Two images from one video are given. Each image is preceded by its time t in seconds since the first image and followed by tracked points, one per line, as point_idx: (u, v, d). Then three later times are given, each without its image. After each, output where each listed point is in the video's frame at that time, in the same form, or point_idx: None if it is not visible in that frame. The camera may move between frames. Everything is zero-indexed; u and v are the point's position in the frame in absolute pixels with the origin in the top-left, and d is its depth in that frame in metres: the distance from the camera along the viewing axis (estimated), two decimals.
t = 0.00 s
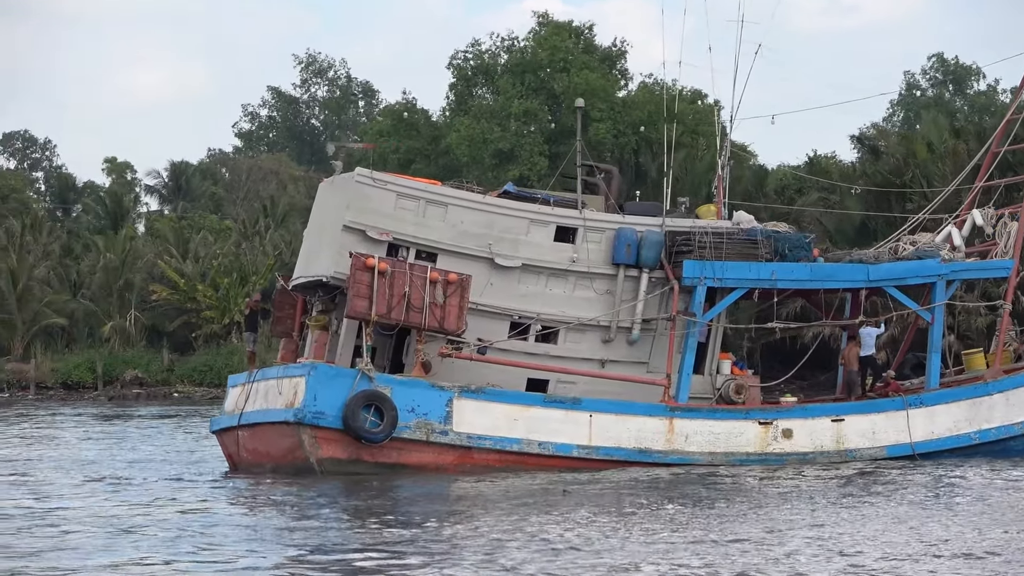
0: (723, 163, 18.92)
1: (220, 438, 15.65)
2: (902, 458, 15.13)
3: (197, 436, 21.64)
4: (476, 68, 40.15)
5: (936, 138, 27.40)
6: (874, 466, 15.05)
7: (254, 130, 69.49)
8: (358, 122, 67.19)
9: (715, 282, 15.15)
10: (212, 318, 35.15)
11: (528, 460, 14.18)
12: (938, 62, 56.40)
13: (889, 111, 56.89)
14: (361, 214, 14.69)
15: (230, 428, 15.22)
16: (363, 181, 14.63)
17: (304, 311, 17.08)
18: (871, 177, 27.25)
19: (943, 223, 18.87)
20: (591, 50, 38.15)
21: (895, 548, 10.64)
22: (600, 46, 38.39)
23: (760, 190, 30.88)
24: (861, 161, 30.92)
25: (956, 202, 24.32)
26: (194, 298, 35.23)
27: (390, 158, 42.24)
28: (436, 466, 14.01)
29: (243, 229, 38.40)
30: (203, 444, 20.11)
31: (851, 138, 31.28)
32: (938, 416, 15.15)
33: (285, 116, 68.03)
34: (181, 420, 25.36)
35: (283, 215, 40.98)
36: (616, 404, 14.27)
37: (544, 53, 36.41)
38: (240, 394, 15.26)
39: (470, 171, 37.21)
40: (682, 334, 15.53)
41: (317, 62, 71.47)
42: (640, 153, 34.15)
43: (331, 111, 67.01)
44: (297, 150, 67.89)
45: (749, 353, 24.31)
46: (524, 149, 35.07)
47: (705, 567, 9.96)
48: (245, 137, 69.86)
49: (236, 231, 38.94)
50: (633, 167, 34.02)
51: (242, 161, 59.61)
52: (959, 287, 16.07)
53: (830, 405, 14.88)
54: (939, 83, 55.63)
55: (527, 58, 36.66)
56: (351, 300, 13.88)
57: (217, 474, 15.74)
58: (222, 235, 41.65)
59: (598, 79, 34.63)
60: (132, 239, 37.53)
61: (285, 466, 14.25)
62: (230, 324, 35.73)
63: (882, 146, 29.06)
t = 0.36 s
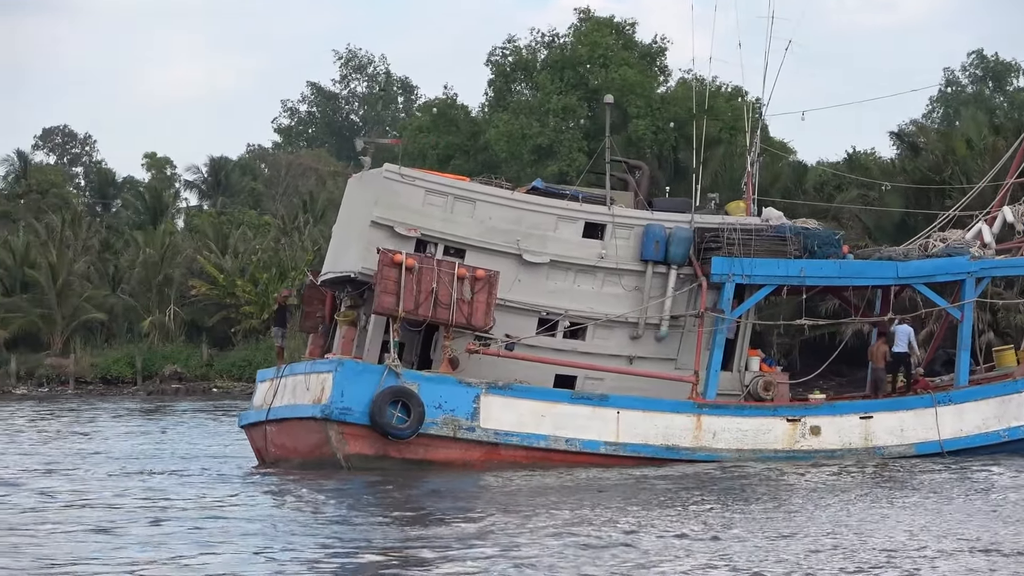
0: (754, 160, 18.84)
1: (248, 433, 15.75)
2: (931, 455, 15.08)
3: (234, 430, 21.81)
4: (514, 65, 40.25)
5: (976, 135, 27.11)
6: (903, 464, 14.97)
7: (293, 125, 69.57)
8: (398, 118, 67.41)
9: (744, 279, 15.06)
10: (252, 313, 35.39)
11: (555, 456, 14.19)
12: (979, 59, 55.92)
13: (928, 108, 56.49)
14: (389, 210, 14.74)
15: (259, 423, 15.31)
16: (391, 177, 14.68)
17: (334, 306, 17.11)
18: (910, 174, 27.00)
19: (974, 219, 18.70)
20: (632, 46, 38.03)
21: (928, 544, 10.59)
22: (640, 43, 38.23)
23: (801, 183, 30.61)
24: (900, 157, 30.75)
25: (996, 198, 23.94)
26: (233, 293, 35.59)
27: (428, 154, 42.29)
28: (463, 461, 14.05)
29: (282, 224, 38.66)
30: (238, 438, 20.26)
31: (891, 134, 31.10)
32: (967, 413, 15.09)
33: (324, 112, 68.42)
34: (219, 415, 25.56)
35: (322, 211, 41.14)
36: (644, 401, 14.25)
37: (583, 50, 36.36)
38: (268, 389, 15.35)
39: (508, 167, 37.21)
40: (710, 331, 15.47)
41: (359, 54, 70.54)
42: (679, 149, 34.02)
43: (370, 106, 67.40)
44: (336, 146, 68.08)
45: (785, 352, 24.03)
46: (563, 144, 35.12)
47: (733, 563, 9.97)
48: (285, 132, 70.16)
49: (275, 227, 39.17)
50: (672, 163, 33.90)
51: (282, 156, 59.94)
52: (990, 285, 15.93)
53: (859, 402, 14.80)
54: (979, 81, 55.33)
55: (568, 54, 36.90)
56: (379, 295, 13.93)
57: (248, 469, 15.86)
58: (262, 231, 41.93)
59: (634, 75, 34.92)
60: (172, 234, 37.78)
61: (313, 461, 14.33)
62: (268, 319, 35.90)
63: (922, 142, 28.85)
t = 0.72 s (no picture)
0: (777, 153, 18.78)
1: (271, 427, 15.84)
2: (954, 450, 15.03)
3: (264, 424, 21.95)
4: (547, 59, 40.30)
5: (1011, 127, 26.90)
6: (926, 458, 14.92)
7: (326, 119, 69.15)
8: (431, 112, 66.84)
9: (767, 273, 15.02)
10: (286, 308, 35.49)
11: (577, 451, 14.20)
12: (1012, 51, 55.55)
13: (963, 100, 56.06)
14: (412, 203, 14.79)
15: (281, 417, 15.39)
16: (413, 171, 14.72)
17: (356, 300, 17.20)
18: (944, 167, 26.77)
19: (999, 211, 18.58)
20: (666, 40, 37.88)
21: (954, 538, 10.58)
22: (674, 36, 38.09)
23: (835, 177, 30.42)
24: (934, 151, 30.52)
25: None
26: (267, 287, 35.72)
27: (460, 148, 42.30)
28: (484, 456, 14.08)
29: (315, 218, 38.80)
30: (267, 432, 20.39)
31: (926, 128, 30.84)
32: (990, 408, 15.05)
33: (358, 106, 67.84)
34: (251, 409, 25.71)
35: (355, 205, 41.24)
36: (666, 395, 14.24)
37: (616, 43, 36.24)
38: (291, 382, 15.43)
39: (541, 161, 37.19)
40: (732, 326, 15.43)
41: (393, 47, 69.78)
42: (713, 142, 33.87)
43: (404, 100, 66.67)
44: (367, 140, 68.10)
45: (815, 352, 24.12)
46: (596, 138, 35.07)
47: (756, 556, 9.99)
48: (318, 126, 70.15)
49: (308, 220, 39.31)
50: (707, 157, 33.75)
51: (314, 150, 60.14)
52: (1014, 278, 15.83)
53: (882, 397, 14.75)
54: (1011, 74, 55.06)
55: (601, 47, 36.54)
56: (400, 290, 13.97)
57: (273, 463, 15.96)
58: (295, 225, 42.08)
59: (666, 71, 34.94)
60: (205, 228, 38.04)
61: (335, 455, 14.40)
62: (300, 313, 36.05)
63: (955, 136, 28.58)
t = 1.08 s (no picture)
0: (797, 148, 18.70)
1: (292, 422, 15.93)
2: (974, 446, 14.99)
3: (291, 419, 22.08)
4: (576, 54, 40.52)
5: None
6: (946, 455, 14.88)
7: (357, 115, 68.78)
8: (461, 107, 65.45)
9: (786, 268, 14.94)
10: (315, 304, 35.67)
11: (595, 446, 14.21)
12: None
13: (993, 95, 56.06)
14: (432, 199, 14.82)
15: (301, 412, 15.47)
16: (433, 167, 14.75)
17: (376, 296, 17.27)
18: (975, 162, 26.52)
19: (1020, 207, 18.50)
20: (696, 35, 37.82)
21: (975, 533, 10.56)
22: (704, 32, 38.02)
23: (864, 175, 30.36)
24: (965, 146, 30.35)
25: None
26: (298, 282, 35.87)
27: (489, 144, 42.33)
28: (503, 452, 14.12)
29: (345, 215, 38.95)
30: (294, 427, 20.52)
31: (957, 123, 30.66)
32: (1010, 404, 15.01)
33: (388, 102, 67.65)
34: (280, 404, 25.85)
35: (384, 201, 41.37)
36: (685, 391, 14.24)
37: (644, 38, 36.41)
38: (311, 378, 15.51)
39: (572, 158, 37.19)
40: (752, 321, 15.39)
41: (424, 44, 68.78)
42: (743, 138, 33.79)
43: (434, 96, 65.36)
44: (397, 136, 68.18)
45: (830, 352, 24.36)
46: (626, 134, 35.08)
47: (776, 552, 9.99)
48: (349, 121, 69.60)
49: (337, 216, 39.49)
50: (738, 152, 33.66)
51: (344, 147, 60.35)
52: None
53: (903, 393, 14.70)
54: None
55: (631, 42, 36.65)
56: (419, 286, 14.01)
57: (295, 458, 16.05)
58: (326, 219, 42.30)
59: (698, 65, 34.26)
60: (236, 225, 38.30)
61: (354, 451, 14.47)
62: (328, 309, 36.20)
63: (986, 130, 28.41)
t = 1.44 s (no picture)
0: (808, 143, 18.65)
1: (301, 419, 15.95)
2: (983, 441, 14.98)
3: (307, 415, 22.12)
4: (595, 49, 40.73)
5: None
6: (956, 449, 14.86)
7: (376, 111, 68.29)
8: (479, 103, 64.54)
9: (795, 263, 14.92)
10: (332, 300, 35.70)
11: (604, 442, 14.21)
12: None
13: (1012, 88, 56.11)
14: (440, 195, 14.82)
15: (311, 409, 15.50)
16: (442, 163, 14.75)
17: (386, 292, 17.25)
18: (994, 156, 26.55)
19: None
20: (715, 31, 37.79)
21: (988, 529, 10.53)
22: (723, 27, 37.99)
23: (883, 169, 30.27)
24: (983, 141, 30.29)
25: None
26: (317, 278, 35.91)
27: (508, 140, 42.31)
28: (511, 447, 14.13)
29: (363, 210, 38.98)
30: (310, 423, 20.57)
31: (975, 117, 30.71)
32: (1020, 399, 15.04)
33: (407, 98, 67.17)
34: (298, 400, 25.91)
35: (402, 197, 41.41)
36: (694, 387, 14.22)
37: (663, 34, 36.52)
38: (320, 375, 15.54)
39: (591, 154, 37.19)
40: (761, 316, 15.36)
41: (442, 41, 68.43)
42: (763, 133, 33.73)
43: (453, 93, 64.91)
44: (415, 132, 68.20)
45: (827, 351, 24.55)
46: (645, 129, 35.06)
47: (786, 545, 10.03)
48: (367, 117, 69.59)
49: (356, 212, 39.55)
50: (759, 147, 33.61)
51: (362, 143, 60.40)
52: None
53: (913, 387, 14.68)
54: None
55: (650, 37, 36.71)
56: (427, 282, 14.02)
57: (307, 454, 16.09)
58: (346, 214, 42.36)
59: (718, 60, 34.07)
60: (255, 222, 38.43)
61: (363, 447, 14.50)
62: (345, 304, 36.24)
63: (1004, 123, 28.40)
